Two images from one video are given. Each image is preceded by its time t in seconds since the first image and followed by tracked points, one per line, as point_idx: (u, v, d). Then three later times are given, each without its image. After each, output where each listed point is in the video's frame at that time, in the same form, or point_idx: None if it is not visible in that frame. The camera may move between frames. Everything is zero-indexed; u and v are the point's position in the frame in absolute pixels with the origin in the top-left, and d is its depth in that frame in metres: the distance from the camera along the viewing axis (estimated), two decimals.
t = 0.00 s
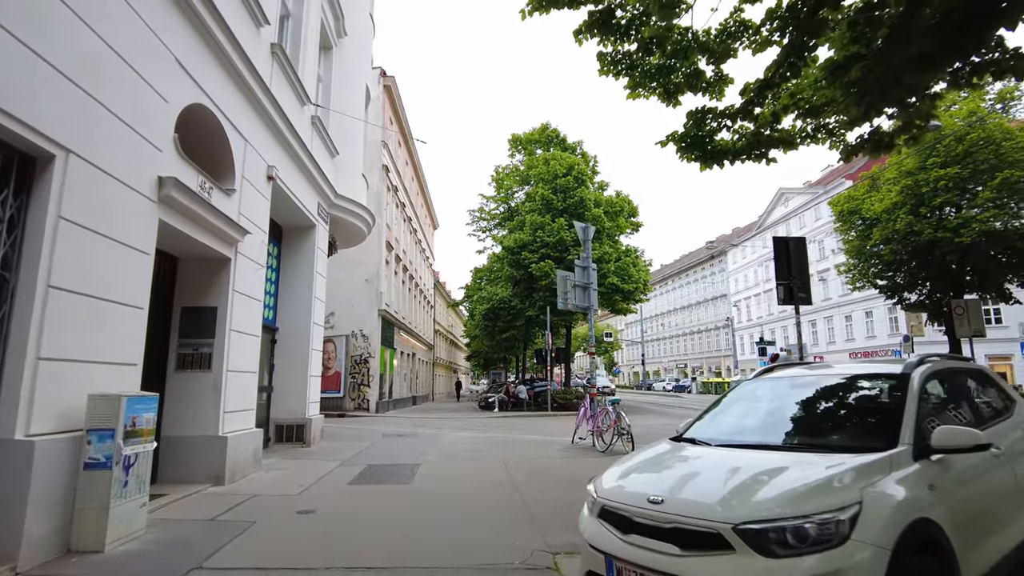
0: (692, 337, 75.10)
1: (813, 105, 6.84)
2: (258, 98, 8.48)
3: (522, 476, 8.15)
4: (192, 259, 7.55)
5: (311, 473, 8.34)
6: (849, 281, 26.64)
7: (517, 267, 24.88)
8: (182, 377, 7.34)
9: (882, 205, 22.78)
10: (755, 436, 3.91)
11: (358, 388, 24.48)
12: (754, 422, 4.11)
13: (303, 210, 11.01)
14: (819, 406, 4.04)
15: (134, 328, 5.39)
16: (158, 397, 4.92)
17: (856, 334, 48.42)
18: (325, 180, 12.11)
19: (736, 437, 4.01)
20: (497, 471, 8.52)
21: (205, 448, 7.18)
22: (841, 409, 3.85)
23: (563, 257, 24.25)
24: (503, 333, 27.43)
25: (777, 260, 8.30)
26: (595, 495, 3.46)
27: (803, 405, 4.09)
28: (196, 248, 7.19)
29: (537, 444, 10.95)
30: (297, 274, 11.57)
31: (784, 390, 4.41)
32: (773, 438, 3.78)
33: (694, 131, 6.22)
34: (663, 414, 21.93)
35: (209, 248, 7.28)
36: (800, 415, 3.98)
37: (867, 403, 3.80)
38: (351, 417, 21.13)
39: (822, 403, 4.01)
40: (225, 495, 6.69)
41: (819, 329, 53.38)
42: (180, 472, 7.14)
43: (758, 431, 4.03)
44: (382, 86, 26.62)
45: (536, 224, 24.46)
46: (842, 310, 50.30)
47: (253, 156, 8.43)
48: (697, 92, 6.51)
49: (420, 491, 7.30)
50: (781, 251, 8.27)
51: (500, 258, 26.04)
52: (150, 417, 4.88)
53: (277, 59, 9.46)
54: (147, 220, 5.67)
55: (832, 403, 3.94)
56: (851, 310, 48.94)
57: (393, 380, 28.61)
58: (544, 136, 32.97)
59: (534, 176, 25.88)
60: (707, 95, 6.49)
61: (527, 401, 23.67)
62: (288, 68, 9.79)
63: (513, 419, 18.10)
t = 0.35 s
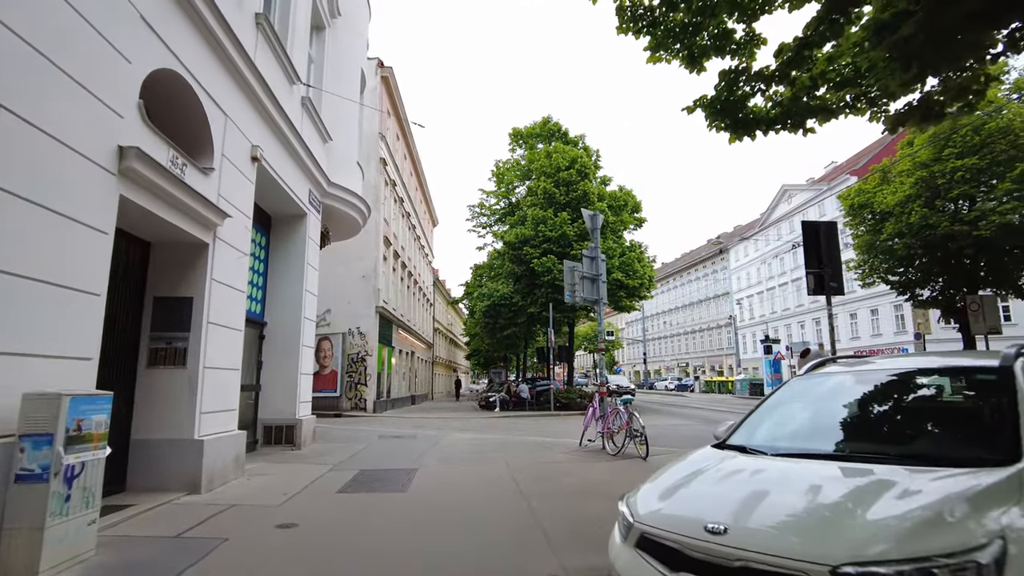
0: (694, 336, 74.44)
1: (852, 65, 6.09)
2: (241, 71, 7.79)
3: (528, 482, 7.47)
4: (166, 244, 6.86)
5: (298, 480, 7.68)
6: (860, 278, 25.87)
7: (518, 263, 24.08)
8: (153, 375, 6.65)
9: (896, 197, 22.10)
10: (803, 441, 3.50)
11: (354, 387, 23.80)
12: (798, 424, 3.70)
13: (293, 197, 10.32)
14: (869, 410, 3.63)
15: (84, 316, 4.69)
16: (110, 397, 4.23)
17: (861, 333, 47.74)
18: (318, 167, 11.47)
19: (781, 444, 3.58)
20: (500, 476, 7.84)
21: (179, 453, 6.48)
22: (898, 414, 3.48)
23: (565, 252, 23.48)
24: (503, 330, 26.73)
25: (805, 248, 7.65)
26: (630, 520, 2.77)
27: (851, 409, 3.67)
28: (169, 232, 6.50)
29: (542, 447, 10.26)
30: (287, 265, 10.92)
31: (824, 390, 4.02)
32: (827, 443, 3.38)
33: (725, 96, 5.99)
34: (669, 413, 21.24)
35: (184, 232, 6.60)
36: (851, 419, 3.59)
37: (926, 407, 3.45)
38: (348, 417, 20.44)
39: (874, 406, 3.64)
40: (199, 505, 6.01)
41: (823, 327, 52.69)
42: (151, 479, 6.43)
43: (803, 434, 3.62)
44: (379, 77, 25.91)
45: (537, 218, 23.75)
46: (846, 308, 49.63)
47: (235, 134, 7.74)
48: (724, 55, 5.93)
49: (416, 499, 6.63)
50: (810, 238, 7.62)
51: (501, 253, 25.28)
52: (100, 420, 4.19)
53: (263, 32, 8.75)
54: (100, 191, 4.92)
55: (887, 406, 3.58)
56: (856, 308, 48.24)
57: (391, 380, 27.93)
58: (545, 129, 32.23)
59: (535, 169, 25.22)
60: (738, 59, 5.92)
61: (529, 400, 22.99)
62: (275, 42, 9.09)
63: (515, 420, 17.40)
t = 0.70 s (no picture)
0: (696, 336, 73.81)
1: (907, 26, 5.25)
2: (222, 42, 7.10)
3: (537, 491, 6.82)
4: (138, 229, 6.21)
5: (285, 490, 7.01)
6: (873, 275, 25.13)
7: (521, 260, 23.40)
8: (123, 374, 5.99)
9: (910, 192, 21.43)
10: (865, 457, 2.86)
11: (352, 388, 23.16)
12: (855, 434, 3.05)
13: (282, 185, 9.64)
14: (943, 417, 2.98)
15: (28, 307, 4.02)
16: (49, 399, 3.57)
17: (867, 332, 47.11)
18: (311, 154, 10.80)
19: (838, 460, 2.92)
20: (506, 484, 7.18)
21: (151, 461, 5.83)
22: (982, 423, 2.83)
23: (569, 249, 22.75)
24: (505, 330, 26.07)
25: (840, 236, 6.99)
26: (691, 563, 2.15)
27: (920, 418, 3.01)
28: (139, 215, 5.84)
29: (549, 451, 9.60)
30: (277, 259, 10.27)
31: (879, 392, 3.37)
32: (894, 456, 2.78)
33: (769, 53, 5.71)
34: (677, 415, 20.55)
35: (156, 216, 5.94)
36: (918, 426, 2.98)
37: (1012, 413, 2.82)
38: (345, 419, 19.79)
39: (946, 413, 2.99)
40: (169, 521, 5.35)
41: (827, 327, 52.04)
42: (120, 490, 5.77)
43: (861, 448, 2.97)
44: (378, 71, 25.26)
45: (540, 214, 23.11)
46: (852, 308, 49.03)
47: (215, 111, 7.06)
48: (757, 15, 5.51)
49: (414, 511, 5.97)
50: (845, 225, 6.96)
51: (503, 250, 24.59)
52: (37, 427, 3.53)
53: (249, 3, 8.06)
54: (51, 165, 4.25)
55: (960, 412, 2.95)
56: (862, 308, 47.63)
57: (390, 380, 27.28)
58: (547, 125, 31.57)
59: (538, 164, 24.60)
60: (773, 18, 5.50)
61: (531, 401, 22.34)
62: (262, 15, 8.40)
63: (518, 422, 16.73)
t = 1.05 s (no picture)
0: (698, 336, 73.16)
1: None
2: (200, 9, 6.44)
3: (547, 505, 6.15)
4: (103, 213, 5.56)
5: (268, 502, 6.34)
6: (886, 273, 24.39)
7: (523, 258, 22.74)
8: (84, 375, 5.31)
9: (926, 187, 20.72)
10: (957, 485, 2.23)
11: (350, 389, 22.53)
12: (940, 456, 2.40)
13: (270, 171, 8.99)
14: None
15: None
16: None
17: (873, 332, 46.42)
18: (303, 141, 10.15)
19: (925, 486, 2.28)
20: (512, 496, 6.50)
21: (116, 473, 5.17)
22: None
23: (573, 246, 22.04)
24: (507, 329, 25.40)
25: (884, 224, 6.31)
26: None
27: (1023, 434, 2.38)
28: (101, 195, 5.19)
29: (556, 458, 8.92)
30: (265, 251, 9.63)
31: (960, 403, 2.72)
32: (1002, 485, 2.14)
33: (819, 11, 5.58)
34: (685, 417, 19.89)
35: (122, 197, 5.29)
36: None
37: None
38: (342, 422, 19.16)
39: None
40: (130, 543, 4.68)
41: (832, 327, 51.37)
42: (81, 506, 5.12)
43: (948, 472, 2.33)
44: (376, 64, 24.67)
45: (543, 210, 22.43)
46: (857, 308, 48.38)
47: (192, 85, 6.41)
48: None
49: (409, 529, 5.29)
50: (889, 213, 6.29)
51: (505, 248, 23.91)
52: None
53: None
54: None
55: None
56: (868, 308, 46.98)
57: (389, 381, 26.62)
58: (550, 121, 30.92)
59: (540, 159, 23.94)
60: None
61: (534, 403, 21.64)
62: None
63: (520, 424, 16.06)
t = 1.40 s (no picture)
0: (700, 334, 72.57)
1: None
2: None
3: (558, 519, 5.50)
4: (55, 190, 4.91)
5: (247, 516, 5.68)
6: (896, 269, 23.72)
7: (524, 252, 22.09)
8: (30, 374, 4.66)
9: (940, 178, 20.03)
10: None
11: (346, 388, 21.89)
12: None
13: (254, 154, 8.34)
14: None
15: None
16: None
17: (878, 330, 45.81)
18: (291, 124, 9.51)
19: None
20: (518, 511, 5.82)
21: (66, 487, 4.53)
22: None
23: (576, 241, 21.31)
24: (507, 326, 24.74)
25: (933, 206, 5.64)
26: None
27: None
28: (47, 167, 4.53)
29: (564, 463, 8.23)
30: (250, 240, 8.98)
31: None
32: None
33: None
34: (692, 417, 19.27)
35: (75, 170, 4.63)
36: None
37: None
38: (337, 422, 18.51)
39: None
40: (77, 569, 4.03)
41: (836, 324, 50.79)
42: (27, 524, 4.48)
43: None
44: (372, 53, 24.00)
45: (545, 204, 21.76)
46: (862, 305, 47.77)
47: (162, 51, 5.76)
48: None
49: (401, 550, 4.63)
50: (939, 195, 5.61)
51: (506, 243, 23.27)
52: None
53: None
54: None
55: None
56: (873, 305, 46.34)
57: (386, 379, 25.97)
58: (551, 114, 30.25)
59: (542, 151, 23.27)
60: None
61: (536, 402, 20.99)
62: None
63: (522, 425, 15.39)
